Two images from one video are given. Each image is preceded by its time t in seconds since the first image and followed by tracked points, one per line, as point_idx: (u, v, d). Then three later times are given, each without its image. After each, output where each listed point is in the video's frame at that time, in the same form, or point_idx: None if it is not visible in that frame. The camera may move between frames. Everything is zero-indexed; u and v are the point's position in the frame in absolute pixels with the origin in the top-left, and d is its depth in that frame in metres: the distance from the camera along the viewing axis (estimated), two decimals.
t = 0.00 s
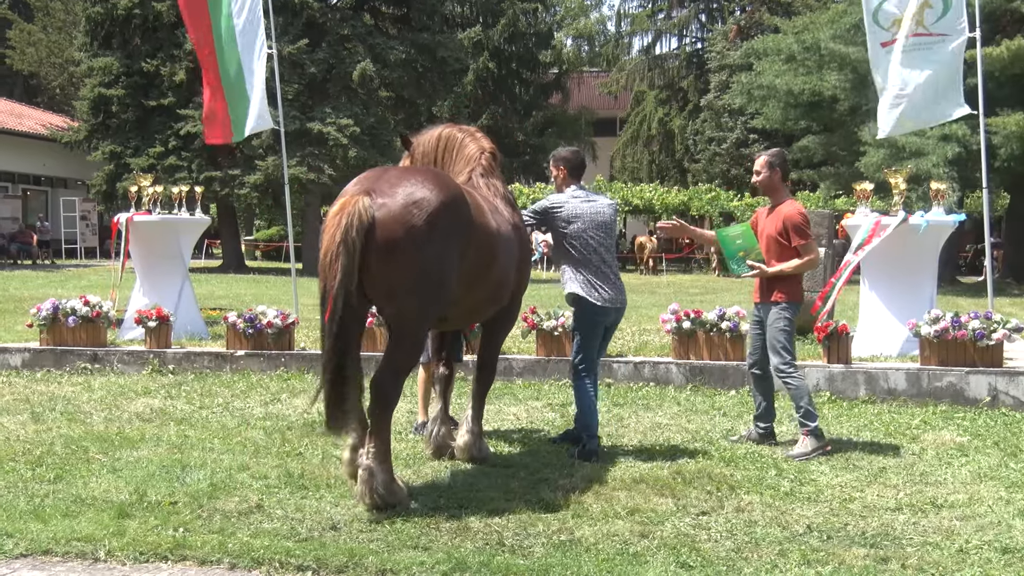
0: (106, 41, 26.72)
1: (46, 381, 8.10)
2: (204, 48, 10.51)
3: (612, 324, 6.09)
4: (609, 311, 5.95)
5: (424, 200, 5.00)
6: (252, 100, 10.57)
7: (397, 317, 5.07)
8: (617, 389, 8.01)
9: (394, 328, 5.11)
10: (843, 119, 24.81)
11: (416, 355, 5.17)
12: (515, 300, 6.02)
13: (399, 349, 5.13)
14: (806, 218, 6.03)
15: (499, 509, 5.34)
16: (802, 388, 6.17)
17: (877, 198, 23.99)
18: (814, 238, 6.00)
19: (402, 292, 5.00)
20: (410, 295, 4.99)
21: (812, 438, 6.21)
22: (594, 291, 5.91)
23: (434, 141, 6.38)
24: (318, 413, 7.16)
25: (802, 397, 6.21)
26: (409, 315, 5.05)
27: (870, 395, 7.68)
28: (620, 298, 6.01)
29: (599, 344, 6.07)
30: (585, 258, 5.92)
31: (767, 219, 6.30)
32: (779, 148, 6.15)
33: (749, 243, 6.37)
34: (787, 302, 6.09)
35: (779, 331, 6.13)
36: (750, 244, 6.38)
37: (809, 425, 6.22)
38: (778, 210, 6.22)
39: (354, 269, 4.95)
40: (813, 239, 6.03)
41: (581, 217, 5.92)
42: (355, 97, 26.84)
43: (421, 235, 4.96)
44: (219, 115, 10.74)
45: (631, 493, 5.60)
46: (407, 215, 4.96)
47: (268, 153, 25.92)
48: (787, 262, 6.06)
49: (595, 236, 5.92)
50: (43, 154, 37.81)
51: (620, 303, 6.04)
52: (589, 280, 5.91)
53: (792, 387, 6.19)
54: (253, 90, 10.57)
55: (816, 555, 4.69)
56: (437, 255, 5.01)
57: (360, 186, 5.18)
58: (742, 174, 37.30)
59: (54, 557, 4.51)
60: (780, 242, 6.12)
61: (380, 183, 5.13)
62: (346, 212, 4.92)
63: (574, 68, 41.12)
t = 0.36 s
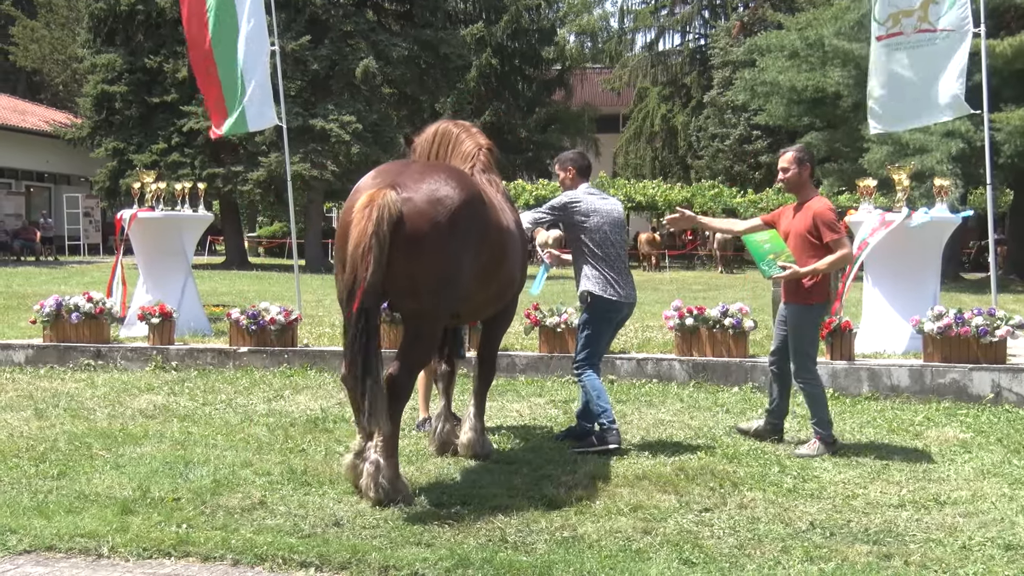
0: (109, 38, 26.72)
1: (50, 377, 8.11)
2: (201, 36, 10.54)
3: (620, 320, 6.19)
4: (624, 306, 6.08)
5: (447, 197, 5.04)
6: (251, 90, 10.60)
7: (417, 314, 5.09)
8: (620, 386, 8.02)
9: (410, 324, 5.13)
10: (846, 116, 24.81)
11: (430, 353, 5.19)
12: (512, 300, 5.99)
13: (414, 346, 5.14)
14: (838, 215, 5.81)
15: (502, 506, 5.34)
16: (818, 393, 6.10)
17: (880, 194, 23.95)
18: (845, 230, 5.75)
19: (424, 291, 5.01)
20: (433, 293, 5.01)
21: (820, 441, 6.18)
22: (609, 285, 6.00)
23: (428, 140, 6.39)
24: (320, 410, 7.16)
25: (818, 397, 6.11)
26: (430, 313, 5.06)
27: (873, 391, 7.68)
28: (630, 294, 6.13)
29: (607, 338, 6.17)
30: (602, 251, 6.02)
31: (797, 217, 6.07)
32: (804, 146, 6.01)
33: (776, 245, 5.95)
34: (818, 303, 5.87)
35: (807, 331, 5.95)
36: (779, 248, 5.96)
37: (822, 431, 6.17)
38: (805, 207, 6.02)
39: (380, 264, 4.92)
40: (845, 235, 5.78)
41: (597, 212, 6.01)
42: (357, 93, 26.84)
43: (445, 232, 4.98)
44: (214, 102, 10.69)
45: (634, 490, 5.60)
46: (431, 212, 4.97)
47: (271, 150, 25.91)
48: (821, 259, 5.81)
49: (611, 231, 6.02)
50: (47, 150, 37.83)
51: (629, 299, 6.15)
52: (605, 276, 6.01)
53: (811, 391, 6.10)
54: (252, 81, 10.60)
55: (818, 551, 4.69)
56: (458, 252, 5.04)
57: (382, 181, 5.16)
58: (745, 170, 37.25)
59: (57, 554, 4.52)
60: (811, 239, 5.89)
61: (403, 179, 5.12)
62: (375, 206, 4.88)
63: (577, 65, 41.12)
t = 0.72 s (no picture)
0: (111, 36, 26.72)
1: (51, 376, 8.11)
2: (207, 40, 10.58)
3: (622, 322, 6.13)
4: (621, 310, 6.00)
5: (454, 197, 5.04)
6: (257, 88, 10.61)
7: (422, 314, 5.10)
8: (621, 384, 8.02)
9: (414, 324, 5.14)
10: (848, 114, 24.80)
11: (432, 354, 5.19)
12: (510, 300, 5.99)
13: (417, 346, 5.15)
14: (853, 214, 5.79)
15: (503, 504, 5.34)
16: (829, 392, 6.08)
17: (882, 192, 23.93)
18: (862, 231, 5.75)
19: (431, 290, 5.02)
20: (438, 293, 5.03)
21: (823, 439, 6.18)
22: (608, 287, 5.94)
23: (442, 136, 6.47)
24: (321, 408, 7.16)
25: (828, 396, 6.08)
26: (436, 312, 5.08)
27: (874, 390, 7.68)
28: (632, 300, 6.04)
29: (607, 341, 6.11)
30: (605, 251, 5.95)
31: (810, 212, 6.04)
32: (823, 140, 5.96)
33: (790, 241, 5.86)
34: (831, 303, 5.82)
35: (818, 330, 5.91)
36: (793, 244, 5.87)
37: (825, 430, 6.16)
38: (821, 203, 5.98)
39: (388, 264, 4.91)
40: (860, 235, 5.77)
41: (608, 212, 5.94)
42: (359, 92, 26.85)
43: (453, 232, 4.99)
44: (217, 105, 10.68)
45: (635, 488, 5.60)
46: (439, 211, 4.98)
47: (273, 149, 25.89)
48: (834, 258, 5.79)
49: (617, 233, 5.94)
50: (49, 149, 37.82)
51: (633, 304, 6.07)
52: (605, 277, 5.94)
53: (820, 391, 6.09)
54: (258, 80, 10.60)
55: (819, 550, 4.69)
56: (464, 251, 5.05)
57: (389, 180, 5.15)
58: (746, 169, 37.23)
59: (59, 552, 4.52)
60: (825, 237, 5.86)
61: (410, 178, 5.12)
62: (384, 205, 4.87)
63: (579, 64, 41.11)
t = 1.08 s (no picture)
0: (108, 35, 26.69)
1: (49, 375, 8.10)
2: (203, 34, 10.58)
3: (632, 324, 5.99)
4: (624, 312, 5.82)
5: (444, 196, 5.04)
6: (247, 88, 10.56)
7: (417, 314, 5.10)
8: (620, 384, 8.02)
9: (408, 324, 5.13)
10: (846, 115, 24.83)
11: (428, 354, 5.18)
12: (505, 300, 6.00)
13: (412, 347, 5.14)
14: (857, 215, 5.79)
15: (502, 505, 5.35)
16: (829, 391, 6.10)
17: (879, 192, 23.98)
18: (866, 234, 5.75)
19: (423, 290, 5.02)
20: (432, 293, 5.02)
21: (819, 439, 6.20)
22: (611, 288, 5.78)
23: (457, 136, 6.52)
24: (320, 408, 7.16)
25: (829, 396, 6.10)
26: (430, 312, 5.07)
27: (871, 389, 7.70)
28: (640, 302, 5.87)
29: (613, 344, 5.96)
30: (610, 250, 5.81)
31: (816, 213, 6.02)
32: (829, 142, 5.94)
33: (795, 241, 5.83)
34: (831, 303, 5.86)
35: (822, 330, 5.93)
36: (799, 243, 5.82)
37: (823, 429, 6.18)
38: (827, 204, 5.95)
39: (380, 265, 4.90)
40: (865, 238, 5.77)
41: (615, 211, 5.82)
42: (356, 92, 26.86)
43: (444, 231, 4.99)
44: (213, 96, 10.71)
45: (632, 488, 5.60)
46: (429, 210, 4.98)
47: (270, 148, 25.85)
48: (840, 260, 5.80)
49: (623, 232, 5.79)
50: (45, 148, 37.73)
51: (641, 307, 5.92)
52: (605, 277, 5.80)
53: (820, 391, 6.12)
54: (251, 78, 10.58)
55: (817, 550, 4.70)
56: (456, 250, 5.05)
57: (376, 182, 5.16)
58: (744, 169, 37.20)
59: (55, 552, 4.51)
60: (830, 239, 5.88)
61: (400, 179, 5.12)
62: (373, 207, 4.87)
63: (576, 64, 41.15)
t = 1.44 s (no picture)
0: (88, 33, 26.54)
1: (27, 375, 8.04)
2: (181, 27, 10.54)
3: (639, 333, 5.80)
4: (623, 318, 5.67)
5: (404, 193, 5.00)
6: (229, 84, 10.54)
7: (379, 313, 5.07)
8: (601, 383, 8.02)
9: (372, 323, 5.11)
10: (827, 114, 24.90)
11: (394, 352, 5.17)
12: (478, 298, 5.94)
13: (378, 345, 5.13)
14: (851, 210, 5.81)
15: (484, 503, 5.35)
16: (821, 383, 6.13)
17: (860, 191, 24.06)
18: (859, 225, 5.76)
19: (385, 289, 4.99)
20: (394, 291, 4.99)
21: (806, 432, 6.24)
22: (609, 293, 5.65)
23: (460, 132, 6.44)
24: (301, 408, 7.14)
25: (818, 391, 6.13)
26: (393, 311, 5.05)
27: (851, 388, 7.73)
28: (642, 307, 5.69)
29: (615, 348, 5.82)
30: (610, 253, 5.65)
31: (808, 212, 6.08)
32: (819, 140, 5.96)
33: (788, 238, 5.88)
34: (830, 298, 5.91)
35: (816, 324, 5.96)
36: (793, 240, 5.90)
37: (813, 423, 6.21)
38: (819, 201, 6.00)
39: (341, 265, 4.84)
40: (859, 231, 5.77)
41: (617, 214, 5.62)
42: (339, 90, 26.83)
43: (404, 230, 4.94)
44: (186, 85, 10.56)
45: (614, 486, 5.61)
46: (388, 209, 4.94)
47: (251, 147, 25.83)
48: (835, 254, 5.85)
49: (621, 234, 5.60)
50: (24, 146, 37.47)
51: (646, 312, 5.73)
52: (608, 283, 5.67)
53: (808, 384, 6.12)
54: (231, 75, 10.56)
55: (797, 547, 4.72)
56: (418, 249, 5.01)
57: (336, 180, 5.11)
58: (726, 168, 37.23)
59: (34, 553, 4.49)
60: (825, 234, 5.92)
61: (359, 178, 5.07)
62: (331, 207, 4.82)
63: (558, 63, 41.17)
